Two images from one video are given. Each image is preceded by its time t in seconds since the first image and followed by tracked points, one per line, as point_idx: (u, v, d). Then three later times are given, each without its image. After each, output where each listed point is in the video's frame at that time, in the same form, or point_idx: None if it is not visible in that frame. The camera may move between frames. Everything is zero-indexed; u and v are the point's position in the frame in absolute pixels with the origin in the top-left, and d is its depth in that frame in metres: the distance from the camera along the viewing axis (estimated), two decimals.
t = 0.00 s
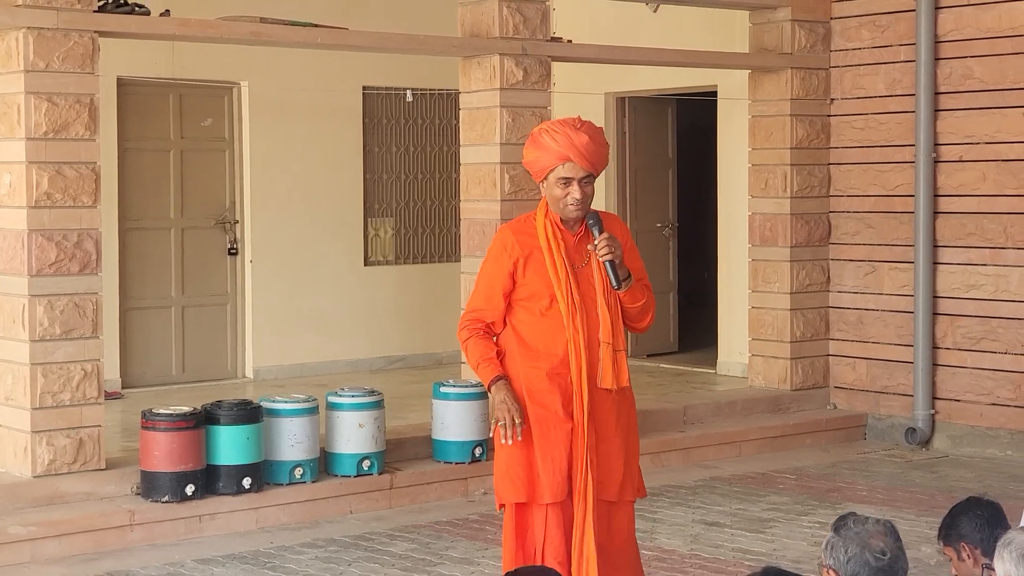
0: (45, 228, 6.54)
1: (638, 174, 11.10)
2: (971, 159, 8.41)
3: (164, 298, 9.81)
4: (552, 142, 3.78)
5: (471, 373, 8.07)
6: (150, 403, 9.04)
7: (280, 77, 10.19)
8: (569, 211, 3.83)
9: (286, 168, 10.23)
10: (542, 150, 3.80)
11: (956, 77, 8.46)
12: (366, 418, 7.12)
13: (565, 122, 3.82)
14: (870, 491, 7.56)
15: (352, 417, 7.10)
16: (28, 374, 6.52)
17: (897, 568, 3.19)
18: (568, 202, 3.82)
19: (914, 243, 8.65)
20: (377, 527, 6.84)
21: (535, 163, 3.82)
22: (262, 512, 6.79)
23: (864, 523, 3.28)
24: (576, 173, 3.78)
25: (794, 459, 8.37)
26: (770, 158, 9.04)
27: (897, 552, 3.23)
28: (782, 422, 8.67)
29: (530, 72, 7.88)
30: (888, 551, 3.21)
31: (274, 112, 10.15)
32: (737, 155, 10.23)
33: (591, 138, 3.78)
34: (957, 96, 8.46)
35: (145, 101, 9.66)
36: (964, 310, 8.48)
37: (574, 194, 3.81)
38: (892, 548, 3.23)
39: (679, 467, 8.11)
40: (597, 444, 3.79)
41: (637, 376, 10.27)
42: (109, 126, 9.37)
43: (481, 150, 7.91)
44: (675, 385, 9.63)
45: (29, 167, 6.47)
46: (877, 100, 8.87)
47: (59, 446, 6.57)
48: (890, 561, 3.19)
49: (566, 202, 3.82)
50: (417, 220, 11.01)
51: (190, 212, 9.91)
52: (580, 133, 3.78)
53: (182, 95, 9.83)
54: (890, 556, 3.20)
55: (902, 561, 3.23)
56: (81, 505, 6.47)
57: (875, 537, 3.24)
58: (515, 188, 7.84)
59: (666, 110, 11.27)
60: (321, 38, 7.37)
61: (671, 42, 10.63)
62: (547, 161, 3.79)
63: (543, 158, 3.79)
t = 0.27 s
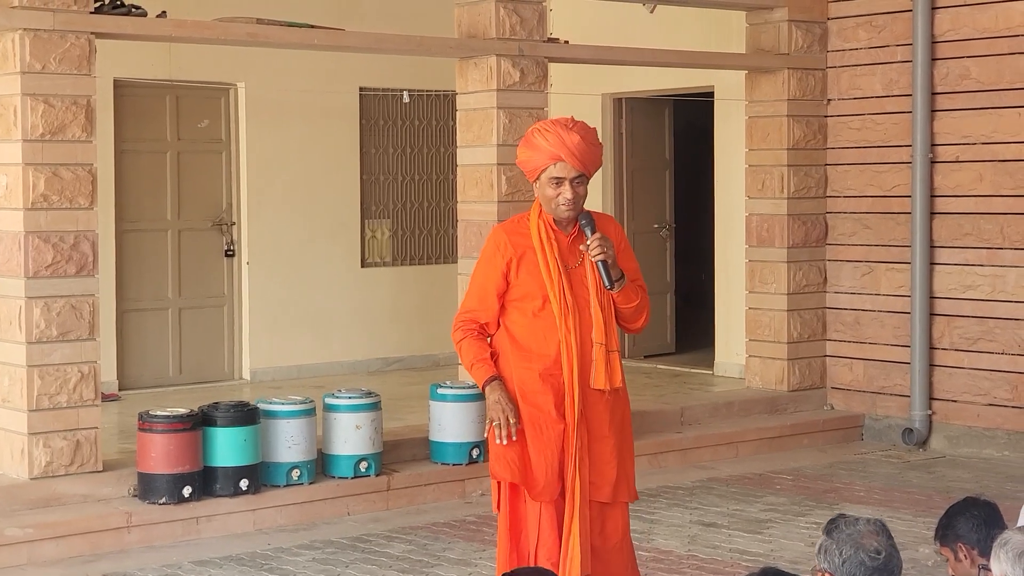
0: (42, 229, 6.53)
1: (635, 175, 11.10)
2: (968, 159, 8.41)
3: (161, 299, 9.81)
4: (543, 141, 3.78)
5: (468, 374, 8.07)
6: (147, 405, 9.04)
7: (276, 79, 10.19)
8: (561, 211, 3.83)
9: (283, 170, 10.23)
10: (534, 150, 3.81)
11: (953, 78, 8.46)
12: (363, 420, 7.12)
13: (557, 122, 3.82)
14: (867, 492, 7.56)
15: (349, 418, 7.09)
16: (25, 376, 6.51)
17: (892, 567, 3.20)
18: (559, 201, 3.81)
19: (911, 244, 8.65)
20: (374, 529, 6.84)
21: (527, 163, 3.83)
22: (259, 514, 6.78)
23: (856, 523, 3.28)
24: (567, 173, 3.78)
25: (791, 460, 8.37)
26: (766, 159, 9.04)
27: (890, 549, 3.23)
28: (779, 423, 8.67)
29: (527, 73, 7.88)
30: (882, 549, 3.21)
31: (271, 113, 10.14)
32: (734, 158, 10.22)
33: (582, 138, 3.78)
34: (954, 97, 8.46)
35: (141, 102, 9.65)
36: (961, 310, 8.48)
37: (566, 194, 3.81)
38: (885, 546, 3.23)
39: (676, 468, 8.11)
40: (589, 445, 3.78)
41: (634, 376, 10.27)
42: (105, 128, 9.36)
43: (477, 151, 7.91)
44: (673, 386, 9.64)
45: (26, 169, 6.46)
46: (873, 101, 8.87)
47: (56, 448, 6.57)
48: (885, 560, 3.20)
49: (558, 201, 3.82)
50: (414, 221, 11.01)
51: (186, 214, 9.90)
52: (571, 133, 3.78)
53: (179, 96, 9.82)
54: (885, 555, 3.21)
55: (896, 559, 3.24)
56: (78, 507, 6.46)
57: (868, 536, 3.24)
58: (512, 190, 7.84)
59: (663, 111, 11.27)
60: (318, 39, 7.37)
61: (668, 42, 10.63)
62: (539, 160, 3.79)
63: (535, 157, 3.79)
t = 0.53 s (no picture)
0: (40, 231, 6.53)
1: (632, 175, 11.11)
2: (966, 159, 8.41)
3: (159, 301, 9.82)
4: (537, 142, 3.78)
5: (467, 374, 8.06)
6: (146, 407, 9.04)
7: (274, 80, 10.20)
8: (556, 211, 3.83)
9: (281, 171, 10.23)
10: (528, 150, 3.81)
11: (951, 77, 8.47)
12: (361, 420, 7.12)
13: (552, 122, 3.82)
14: (866, 491, 7.56)
15: (348, 419, 7.09)
16: (23, 378, 6.52)
17: (892, 564, 3.21)
18: (554, 202, 3.81)
19: (909, 244, 8.65)
20: (373, 529, 6.84)
21: (521, 163, 3.83)
22: (258, 514, 6.78)
23: (858, 521, 3.29)
24: (561, 173, 3.78)
25: (789, 460, 8.37)
26: (764, 159, 9.04)
27: (891, 547, 3.24)
28: (778, 423, 8.67)
29: (524, 74, 7.88)
30: (883, 546, 3.22)
31: (269, 114, 10.15)
32: (732, 157, 10.23)
33: (576, 138, 3.78)
34: (952, 96, 8.47)
35: (140, 105, 9.66)
36: (960, 310, 8.48)
37: (560, 194, 3.80)
38: (887, 544, 3.25)
39: (675, 468, 8.11)
40: (587, 444, 3.78)
41: (632, 377, 10.27)
42: (104, 130, 9.37)
43: (475, 152, 7.91)
44: (671, 386, 9.64)
45: (24, 170, 6.47)
46: (871, 101, 8.87)
47: (55, 449, 6.56)
48: (885, 556, 3.21)
49: (552, 201, 3.82)
50: (411, 222, 11.02)
51: (185, 216, 9.91)
52: (565, 133, 3.78)
53: (177, 98, 9.83)
54: (885, 551, 3.22)
55: (897, 558, 3.25)
56: (76, 508, 6.47)
57: (870, 533, 3.26)
58: (509, 190, 7.84)
59: (661, 112, 11.28)
60: (314, 40, 7.37)
61: (666, 44, 10.64)
62: (533, 161, 3.79)
63: (529, 158, 3.79)
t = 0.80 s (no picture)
0: (35, 234, 6.52)
1: (628, 176, 11.11)
2: (961, 159, 8.41)
3: (155, 303, 9.80)
4: (530, 143, 3.78)
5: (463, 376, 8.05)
6: (141, 409, 9.03)
7: (269, 82, 10.19)
8: (548, 212, 3.82)
9: (277, 173, 10.23)
10: (521, 151, 3.80)
11: (946, 78, 8.47)
12: (357, 422, 7.11)
13: (544, 123, 3.82)
14: (862, 492, 7.56)
15: (344, 421, 7.09)
16: (18, 381, 6.50)
17: (886, 569, 3.19)
18: (547, 203, 3.81)
19: (905, 244, 8.66)
20: (369, 532, 6.84)
21: (514, 164, 3.83)
22: (254, 517, 6.77)
23: (851, 526, 3.27)
24: (554, 174, 3.78)
25: (785, 461, 8.37)
26: (760, 159, 9.04)
27: (885, 551, 3.22)
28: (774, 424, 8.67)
29: (520, 75, 7.87)
30: (876, 550, 3.20)
31: (264, 116, 10.14)
32: (728, 157, 10.23)
33: (569, 139, 3.78)
34: (947, 96, 8.47)
35: (134, 106, 9.65)
36: (955, 310, 8.49)
37: (553, 195, 3.80)
38: (879, 547, 3.22)
39: (671, 469, 8.11)
40: (582, 446, 3.78)
41: (628, 378, 10.27)
42: (99, 131, 9.35)
43: (470, 154, 7.90)
44: (667, 387, 9.63)
45: (18, 173, 6.46)
46: (866, 101, 8.87)
47: (50, 452, 6.55)
48: (878, 561, 3.18)
49: (544, 203, 3.81)
50: (408, 224, 11.01)
51: (180, 218, 9.90)
52: (558, 134, 3.78)
53: (172, 99, 9.82)
54: (878, 556, 3.19)
55: (891, 561, 3.23)
56: (72, 511, 6.46)
57: (862, 538, 3.24)
58: (505, 192, 7.84)
59: (656, 112, 11.28)
60: (309, 42, 7.36)
61: (661, 44, 10.63)
62: (526, 162, 3.79)
63: (521, 159, 3.79)
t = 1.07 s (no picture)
0: (31, 235, 6.51)
1: (624, 176, 11.11)
2: (957, 158, 8.42)
3: (150, 303, 9.79)
4: (524, 143, 3.77)
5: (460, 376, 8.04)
6: (138, 410, 9.01)
7: (265, 83, 10.18)
8: (542, 213, 3.82)
9: (273, 173, 10.21)
10: (514, 151, 3.79)
11: (942, 76, 8.47)
12: (354, 423, 7.11)
13: (538, 123, 3.81)
14: (859, 491, 7.56)
15: (341, 422, 7.08)
16: (15, 382, 6.49)
17: (890, 567, 3.19)
18: (541, 203, 3.80)
19: (902, 243, 8.66)
20: (367, 533, 6.83)
21: (507, 164, 3.81)
22: (251, 518, 6.76)
23: (856, 525, 3.27)
24: (548, 175, 3.77)
25: (783, 460, 8.37)
26: (756, 159, 9.04)
27: (889, 551, 3.22)
28: (771, 423, 8.67)
29: (516, 75, 7.86)
30: (881, 549, 3.20)
31: (260, 116, 10.12)
32: (724, 156, 10.22)
33: (563, 139, 3.78)
34: (943, 95, 8.47)
35: (129, 106, 9.63)
36: (952, 309, 8.49)
37: (547, 195, 3.79)
38: (884, 547, 3.22)
39: (668, 469, 8.11)
40: (579, 445, 3.78)
41: (625, 377, 10.26)
42: (94, 132, 9.34)
43: (467, 154, 7.89)
44: (664, 387, 9.63)
45: (14, 174, 6.44)
46: (863, 100, 8.87)
47: (47, 454, 6.54)
48: (883, 560, 3.18)
49: (539, 203, 3.80)
50: (404, 224, 11.00)
51: (175, 218, 9.88)
52: (552, 135, 3.77)
53: (167, 99, 9.81)
54: (883, 554, 3.19)
55: (894, 562, 3.22)
56: (69, 513, 6.45)
57: (868, 536, 3.24)
58: (501, 192, 7.83)
59: (653, 112, 11.27)
60: (305, 42, 7.35)
61: (657, 44, 10.63)
62: (520, 162, 3.78)
63: (515, 159, 3.78)
